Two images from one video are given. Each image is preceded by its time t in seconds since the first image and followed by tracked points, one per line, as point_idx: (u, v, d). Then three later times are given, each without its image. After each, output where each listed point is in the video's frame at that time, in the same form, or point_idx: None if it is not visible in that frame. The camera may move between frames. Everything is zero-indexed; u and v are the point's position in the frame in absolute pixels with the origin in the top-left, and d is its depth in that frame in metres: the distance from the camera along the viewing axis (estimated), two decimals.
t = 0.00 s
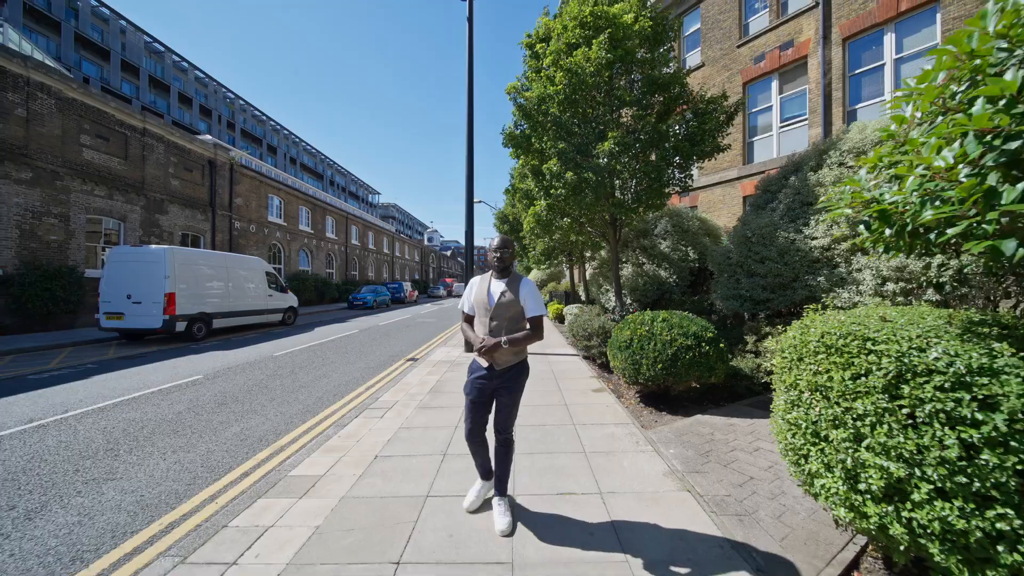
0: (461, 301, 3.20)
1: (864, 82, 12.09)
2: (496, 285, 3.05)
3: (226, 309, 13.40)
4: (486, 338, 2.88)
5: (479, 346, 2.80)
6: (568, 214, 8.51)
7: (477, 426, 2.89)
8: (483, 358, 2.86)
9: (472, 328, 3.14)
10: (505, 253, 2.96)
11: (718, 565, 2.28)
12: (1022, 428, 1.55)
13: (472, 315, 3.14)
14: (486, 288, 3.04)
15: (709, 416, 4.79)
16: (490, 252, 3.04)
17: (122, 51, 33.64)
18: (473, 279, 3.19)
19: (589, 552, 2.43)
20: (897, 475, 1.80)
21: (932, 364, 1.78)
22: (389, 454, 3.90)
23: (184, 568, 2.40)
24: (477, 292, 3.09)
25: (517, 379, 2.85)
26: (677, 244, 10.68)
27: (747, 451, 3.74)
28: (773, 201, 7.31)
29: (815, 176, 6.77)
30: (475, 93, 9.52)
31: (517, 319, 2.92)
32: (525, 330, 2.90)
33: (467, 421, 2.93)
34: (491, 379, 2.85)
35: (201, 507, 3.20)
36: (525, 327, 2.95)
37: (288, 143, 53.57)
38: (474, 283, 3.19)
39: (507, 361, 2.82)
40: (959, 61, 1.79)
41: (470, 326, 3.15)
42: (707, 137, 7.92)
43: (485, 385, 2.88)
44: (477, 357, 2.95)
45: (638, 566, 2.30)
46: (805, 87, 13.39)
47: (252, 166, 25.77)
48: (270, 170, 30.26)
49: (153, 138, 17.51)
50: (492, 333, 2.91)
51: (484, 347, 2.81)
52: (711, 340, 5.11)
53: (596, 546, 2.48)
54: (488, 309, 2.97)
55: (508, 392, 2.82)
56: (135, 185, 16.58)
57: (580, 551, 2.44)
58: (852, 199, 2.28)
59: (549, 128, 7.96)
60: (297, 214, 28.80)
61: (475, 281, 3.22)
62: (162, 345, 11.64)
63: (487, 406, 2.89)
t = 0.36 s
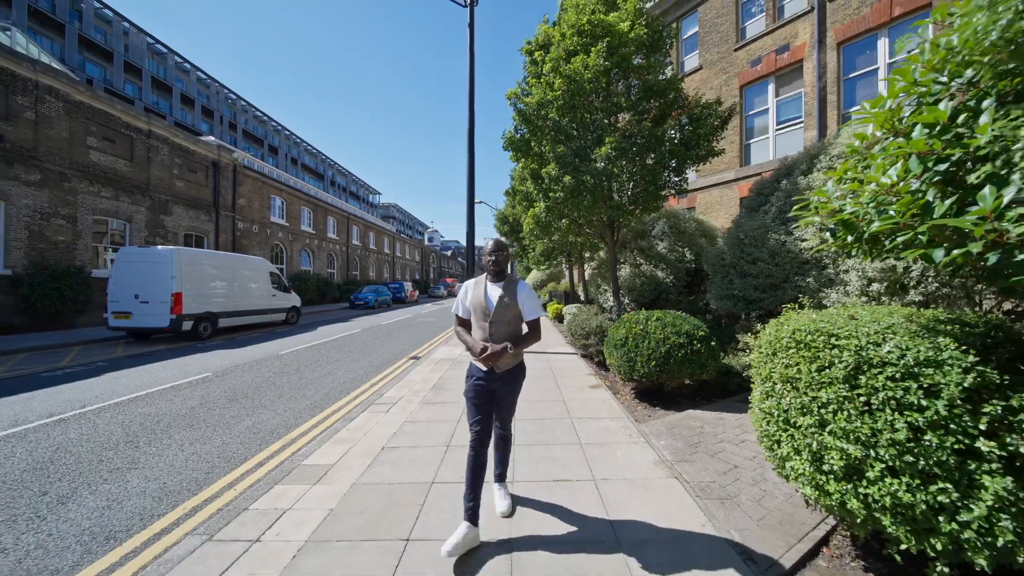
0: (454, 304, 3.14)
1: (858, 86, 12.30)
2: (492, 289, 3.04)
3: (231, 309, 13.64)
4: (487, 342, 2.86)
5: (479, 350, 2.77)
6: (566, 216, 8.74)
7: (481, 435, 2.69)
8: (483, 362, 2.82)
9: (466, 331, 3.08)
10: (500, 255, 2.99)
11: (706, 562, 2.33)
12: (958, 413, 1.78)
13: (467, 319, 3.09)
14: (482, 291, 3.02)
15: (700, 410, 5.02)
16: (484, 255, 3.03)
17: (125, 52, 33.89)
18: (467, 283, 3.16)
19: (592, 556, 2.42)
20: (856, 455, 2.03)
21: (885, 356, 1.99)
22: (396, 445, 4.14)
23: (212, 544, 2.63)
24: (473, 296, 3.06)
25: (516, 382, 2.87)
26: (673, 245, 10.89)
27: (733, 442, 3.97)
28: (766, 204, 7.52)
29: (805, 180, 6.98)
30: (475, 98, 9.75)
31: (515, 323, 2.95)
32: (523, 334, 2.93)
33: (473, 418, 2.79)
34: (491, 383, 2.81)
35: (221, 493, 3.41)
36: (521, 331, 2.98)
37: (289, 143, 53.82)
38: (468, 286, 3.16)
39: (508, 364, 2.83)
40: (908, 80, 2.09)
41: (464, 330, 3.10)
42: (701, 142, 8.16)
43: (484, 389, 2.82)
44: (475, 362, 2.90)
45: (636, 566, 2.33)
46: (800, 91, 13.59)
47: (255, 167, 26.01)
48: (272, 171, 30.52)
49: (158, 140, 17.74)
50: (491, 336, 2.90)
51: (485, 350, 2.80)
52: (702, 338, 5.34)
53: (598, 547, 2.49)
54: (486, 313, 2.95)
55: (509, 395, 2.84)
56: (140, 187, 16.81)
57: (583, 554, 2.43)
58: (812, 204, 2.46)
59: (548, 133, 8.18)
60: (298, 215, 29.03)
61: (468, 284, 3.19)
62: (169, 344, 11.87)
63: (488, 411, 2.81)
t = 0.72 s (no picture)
0: (441, 304, 2.89)
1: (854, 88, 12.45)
2: (482, 286, 2.89)
3: (236, 308, 13.86)
4: (484, 341, 2.71)
5: (479, 351, 2.62)
6: (566, 217, 8.96)
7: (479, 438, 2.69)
8: (480, 363, 2.69)
9: (454, 332, 2.88)
10: (487, 251, 2.82)
11: (692, 539, 2.54)
12: (917, 399, 1.98)
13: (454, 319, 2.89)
14: (473, 289, 2.85)
15: (695, 405, 5.23)
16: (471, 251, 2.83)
17: (128, 53, 34.12)
18: (453, 281, 2.96)
19: (587, 543, 2.56)
20: (827, 439, 2.24)
21: (855, 349, 2.20)
22: (404, 436, 4.34)
23: (237, 524, 2.84)
24: (463, 294, 2.88)
25: (512, 381, 2.83)
26: (672, 246, 11.08)
27: (724, 433, 4.18)
28: (761, 206, 7.72)
29: (798, 183, 7.18)
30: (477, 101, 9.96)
31: (508, 321, 2.84)
32: (515, 331, 2.85)
33: (469, 424, 2.72)
34: (488, 383, 2.74)
35: (240, 479, 3.62)
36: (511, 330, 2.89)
37: (291, 143, 54.03)
38: (454, 284, 2.96)
39: (504, 363, 2.75)
40: (874, 100, 2.37)
41: (452, 330, 2.90)
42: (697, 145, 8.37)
43: (481, 390, 2.74)
44: (469, 363, 2.76)
45: (629, 549, 2.49)
46: (797, 93, 13.75)
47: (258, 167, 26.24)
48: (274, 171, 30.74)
49: (163, 141, 17.95)
50: (486, 336, 2.76)
51: (483, 351, 2.67)
52: (697, 335, 5.55)
53: (593, 526, 2.72)
54: (479, 311, 2.79)
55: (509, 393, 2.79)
56: (146, 187, 17.01)
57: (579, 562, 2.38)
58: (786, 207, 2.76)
59: (548, 136, 8.40)
60: (301, 215, 29.26)
61: (454, 282, 2.99)
62: (176, 342, 12.09)
63: (484, 414, 2.73)
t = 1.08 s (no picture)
0: (442, 305, 2.95)
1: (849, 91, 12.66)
2: (482, 287, 2.96)
3: (242, 307, 14.12)
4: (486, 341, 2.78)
5: (481, 350, 2.68)
6: (567, 219, 9.19)
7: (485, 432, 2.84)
8: (481, 362, 2.77)
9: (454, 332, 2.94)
10: (487, 252, 2.92)
11: (681, 518, 2.77)
12: (879, 386, 2.22)
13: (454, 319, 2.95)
14: (474, 289, 2.91)
15: (690, 400, 5.47)
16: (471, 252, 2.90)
17: (133, 56, 34.45)
18: (453, 281, 3.02)
19: (584, 520, 2.80)
20: (800, 424, 2.48)
21: (826, 343, 2.43)
22: (413, 428, 4.59)
23: (264, 505, 3.09)
24: (464, 294, 2.94)
25: (514, 380, 2.86)
26: (670, 247, 11.31)
27: (716, 425, 4.43)
28: (756, 208, 7.95)
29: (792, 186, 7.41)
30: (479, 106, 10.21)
31: (508, 320, 2.91)
32: (515, 330, 2.92)
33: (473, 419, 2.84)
34: (489, 381, 2.81)
35: (261, 467, 3.87)
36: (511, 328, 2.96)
37: (293, 145, 54.36)
38: (455, 285, 3.01)
39: (506, 362, 2.81)
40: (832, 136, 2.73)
41: (453, 330, 2.96)
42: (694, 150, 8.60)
43: (483, 388, 2.82)
44: (470, 362, 2.83)
45: (623, 526, 2.73)
46: (794, 96, 13.96)
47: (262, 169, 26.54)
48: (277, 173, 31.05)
49: (170, 144, 18.23)
50: (487, 335, 2.83)
51: (485, 351, 2.74)
52: (692, 333, 5.78)
53: (591, 506, 2.96)
54: (480, 312, 2.86)
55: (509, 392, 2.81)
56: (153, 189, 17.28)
57: (575, 552, 2.47)
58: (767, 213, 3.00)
59: (549, 141, 8.63)
60: (304, 216, 29.55)
61: (455, 282, 3.06)
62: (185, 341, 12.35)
63: (486, 410, 2.82)
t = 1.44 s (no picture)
0: (454, 305, 3.07)
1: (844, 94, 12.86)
2: (494, 289, 2.97)
3: (247, 307, 14.38)
4: (489, 345, 2.79)
5: (482, 354, 2.71)
6: (566, 220, 9.43)
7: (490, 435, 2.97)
8: (484, 364, 2.79)
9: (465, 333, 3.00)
10: (501, 255, 2.92)
11: (670, 500, 3.01)
12: (849, 376, 2.44)
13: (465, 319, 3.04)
14: (484, 291, 2.94)
15: (684, 395, 5.70)
16: (486, 255, 2.97)
17: (137, 58, 34.76)
18: (467, 282, 3.08)
19: (580, 502, 3.04)
20: (778, 412, 2.70)
21: (802, 337, 2.66)
22: (420, 421, 4.83)
23: (284, 489, 3.32)
24: (474, 296, 2.99)
25: (517, 387, 2.81)
26: (668, 247, 11.54)
27: (708, 417, 4.67)
28: (751, 210, 8.16)
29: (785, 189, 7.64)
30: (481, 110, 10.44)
31: (517, 324, 2.90)
32: (524, 335, 2.89)
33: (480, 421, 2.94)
34: (492, 385, 2.80)
35: (277, 456, 4.10)
36: (522, 333, 2.93)
37: (294, 145, 54.64)
38: (469, 286, 3.08)
39: (510, 367, 2.78)
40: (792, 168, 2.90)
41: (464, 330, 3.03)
42: (690, 154, 8.83)
43: (485, 391, 2.83)
44: (475, 364, 2.87)
45: (617, 506, 2.96)
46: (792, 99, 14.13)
47: (265, 170, 26.83)
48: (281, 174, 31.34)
49: (175, 145, 18.47)
50: (493, 338, 2.84)
51: (487, 354, 2.75)
52: (687, 331, 6.01)
53: (588, 490, 3.21)
54: (487, 314, 2.89)
55: (511, 397, 2.76)
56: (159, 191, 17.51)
57: (578, 553, 2.47)
58: (752, 217, 3.22)
59: (550, 145, 8.87)
60: (306, 216, 29.81)
61: (469, 283, 3.11)
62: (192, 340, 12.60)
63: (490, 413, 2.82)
